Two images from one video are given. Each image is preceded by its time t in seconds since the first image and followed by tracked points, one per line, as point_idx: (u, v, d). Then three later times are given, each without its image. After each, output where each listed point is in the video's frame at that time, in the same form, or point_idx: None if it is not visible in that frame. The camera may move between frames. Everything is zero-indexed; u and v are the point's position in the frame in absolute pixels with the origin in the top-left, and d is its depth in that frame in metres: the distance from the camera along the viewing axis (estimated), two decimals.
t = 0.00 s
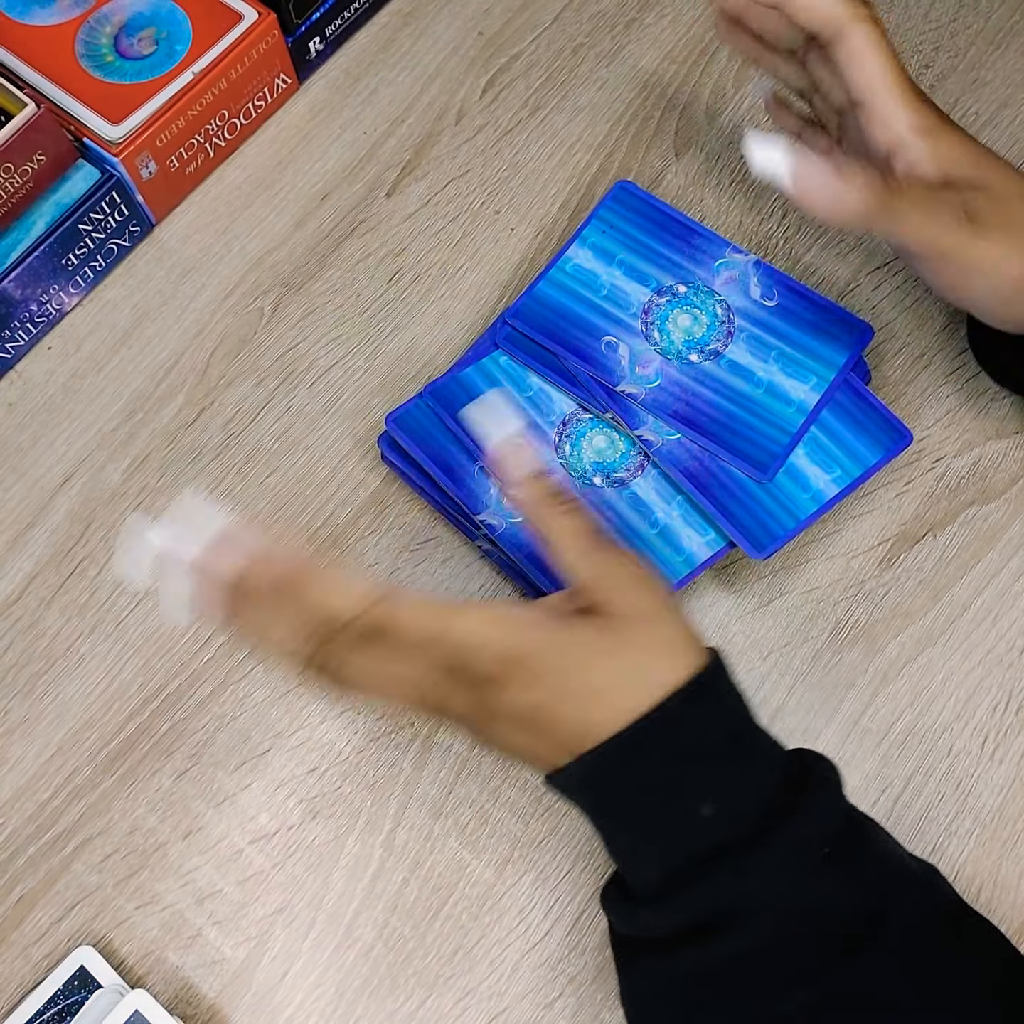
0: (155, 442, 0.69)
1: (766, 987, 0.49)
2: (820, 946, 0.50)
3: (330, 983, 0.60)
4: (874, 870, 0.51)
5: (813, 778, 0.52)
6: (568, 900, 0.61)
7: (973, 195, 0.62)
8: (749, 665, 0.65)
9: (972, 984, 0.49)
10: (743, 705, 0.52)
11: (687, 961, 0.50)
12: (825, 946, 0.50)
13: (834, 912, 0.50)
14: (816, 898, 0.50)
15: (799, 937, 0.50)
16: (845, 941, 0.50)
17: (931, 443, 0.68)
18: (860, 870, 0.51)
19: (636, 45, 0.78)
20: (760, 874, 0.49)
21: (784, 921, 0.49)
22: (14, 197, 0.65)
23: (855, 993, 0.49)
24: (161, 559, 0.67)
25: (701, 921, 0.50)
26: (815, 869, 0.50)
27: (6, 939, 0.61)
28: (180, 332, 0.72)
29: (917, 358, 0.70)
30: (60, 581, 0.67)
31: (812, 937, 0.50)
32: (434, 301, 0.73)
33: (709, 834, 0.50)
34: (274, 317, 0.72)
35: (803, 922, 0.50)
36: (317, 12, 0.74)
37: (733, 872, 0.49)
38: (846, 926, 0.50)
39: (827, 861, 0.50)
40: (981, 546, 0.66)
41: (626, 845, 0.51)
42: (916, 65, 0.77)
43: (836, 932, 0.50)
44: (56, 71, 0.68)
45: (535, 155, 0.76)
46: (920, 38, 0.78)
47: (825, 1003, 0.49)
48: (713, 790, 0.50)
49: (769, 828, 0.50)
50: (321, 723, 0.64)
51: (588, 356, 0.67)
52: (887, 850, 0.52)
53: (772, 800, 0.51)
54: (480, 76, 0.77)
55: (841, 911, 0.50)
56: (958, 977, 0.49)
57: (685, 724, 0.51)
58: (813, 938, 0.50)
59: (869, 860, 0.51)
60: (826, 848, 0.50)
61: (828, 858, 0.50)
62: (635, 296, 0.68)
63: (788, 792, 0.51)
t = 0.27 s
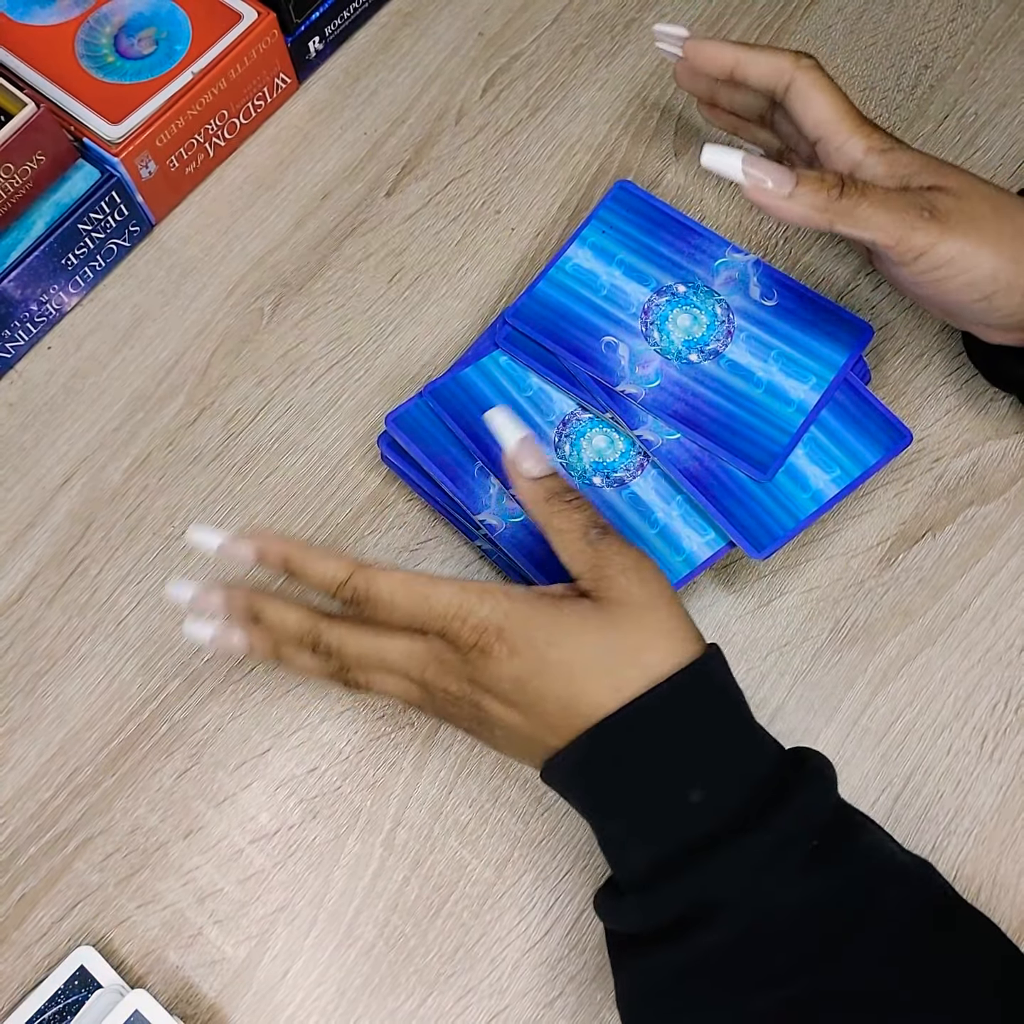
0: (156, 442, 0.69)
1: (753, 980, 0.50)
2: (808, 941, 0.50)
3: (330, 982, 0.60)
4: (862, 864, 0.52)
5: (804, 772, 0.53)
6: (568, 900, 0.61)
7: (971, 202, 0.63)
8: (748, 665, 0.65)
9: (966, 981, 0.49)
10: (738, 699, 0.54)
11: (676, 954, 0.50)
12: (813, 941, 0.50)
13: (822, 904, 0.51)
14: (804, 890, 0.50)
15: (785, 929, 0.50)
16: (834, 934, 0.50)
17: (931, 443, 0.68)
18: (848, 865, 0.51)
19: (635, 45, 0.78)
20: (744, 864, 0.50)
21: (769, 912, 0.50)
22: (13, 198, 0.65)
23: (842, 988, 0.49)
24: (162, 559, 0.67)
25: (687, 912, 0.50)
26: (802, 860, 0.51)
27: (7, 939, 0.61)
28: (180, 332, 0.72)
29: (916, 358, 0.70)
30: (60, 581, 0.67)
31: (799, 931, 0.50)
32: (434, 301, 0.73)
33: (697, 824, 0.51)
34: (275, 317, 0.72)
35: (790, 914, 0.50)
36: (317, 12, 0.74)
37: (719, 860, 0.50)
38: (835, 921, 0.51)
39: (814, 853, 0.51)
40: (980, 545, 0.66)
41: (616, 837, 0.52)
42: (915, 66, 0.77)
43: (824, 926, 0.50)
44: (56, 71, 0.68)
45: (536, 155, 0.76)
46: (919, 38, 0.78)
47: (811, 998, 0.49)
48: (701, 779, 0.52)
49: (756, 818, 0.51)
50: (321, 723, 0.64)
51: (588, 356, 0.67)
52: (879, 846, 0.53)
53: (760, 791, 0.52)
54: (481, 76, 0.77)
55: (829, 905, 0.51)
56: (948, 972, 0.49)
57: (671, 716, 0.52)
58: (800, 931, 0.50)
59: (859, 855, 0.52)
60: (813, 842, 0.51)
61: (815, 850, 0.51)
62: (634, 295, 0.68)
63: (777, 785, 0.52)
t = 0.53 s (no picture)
0: (155, 442, 0.69)
1: (768, 990, 0.49)
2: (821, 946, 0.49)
3: (330, 983, 0.60)
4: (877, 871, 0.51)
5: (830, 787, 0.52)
6: (568, 900, 0.61)
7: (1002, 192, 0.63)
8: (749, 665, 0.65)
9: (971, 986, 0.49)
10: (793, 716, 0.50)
11: (688, 955, 0.49)
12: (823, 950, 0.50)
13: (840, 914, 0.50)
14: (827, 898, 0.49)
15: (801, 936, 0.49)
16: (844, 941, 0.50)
17: (932, 443, 0.68)
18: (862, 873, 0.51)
19: (636, 45, 0.78)
20: (772, 875, 0.48)
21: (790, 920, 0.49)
22: (13, 197, 0.65)
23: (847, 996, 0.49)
24: (161, 559, 0.67)
25: (706, 917, 0.49)
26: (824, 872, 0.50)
27: (6, 939, 0.61)
28: (180, 332, 0.72)
29: (917, 358, 0.70)
30: (60, 581, 0.67)
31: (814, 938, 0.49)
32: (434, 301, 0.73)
33: (727, 838, 0.49)
34: (274, 317, 0.72)
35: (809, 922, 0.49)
36: (317, 12, 0.74)
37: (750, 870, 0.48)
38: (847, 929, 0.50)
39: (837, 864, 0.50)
40: (981, 546, 0.66)
41: (639, 833, 0.50)
42: (916, 65, 0.77)
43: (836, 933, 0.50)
44: (56, 71, 0.68)
45: (536, 155, 0.76)
46: (920, 38, 0.78)
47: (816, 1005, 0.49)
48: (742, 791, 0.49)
49: (787, 832, 0.50)
50: (321, 724, 0.64)
51: (588, 357, 0.67)
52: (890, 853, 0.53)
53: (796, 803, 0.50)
54: (481, 76, 0.77)
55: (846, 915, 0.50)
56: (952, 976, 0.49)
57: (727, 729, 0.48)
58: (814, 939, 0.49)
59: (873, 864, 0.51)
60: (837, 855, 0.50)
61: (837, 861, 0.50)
62: (635, 295, 0.68)
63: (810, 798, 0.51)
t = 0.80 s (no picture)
0: (156, 442, 0.69)
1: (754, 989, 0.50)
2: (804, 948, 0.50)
3: (330, 982, 0.60)
4: (857, 868, 0.52)
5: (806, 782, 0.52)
6: (568, 900, 0.61)
7: (976, 220, 0.63)
8: (748, 665, 0.65)
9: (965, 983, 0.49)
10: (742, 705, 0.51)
11: (674, 962, 0.50)
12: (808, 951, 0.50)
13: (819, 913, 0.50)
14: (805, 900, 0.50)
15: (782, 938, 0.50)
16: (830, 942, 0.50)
17: (931, 443, 0.68)
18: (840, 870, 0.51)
19: (636, 45, 0.78)
20: (747, 876, 0.49)
21: (769, 921, 0.50)
22: (13, 198, 0.65)
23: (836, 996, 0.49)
24: (162, 559, 0.67)
25: (690, 917, 0.50)
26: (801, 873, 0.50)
27: (7, 939, 0.61)
28: (180, 332, 0.72)
29: (916, 358, 0.70)
30: (60, 581, 0.67)
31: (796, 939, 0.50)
32: (434, 301, 0.73)
33: (701, 836, 0.50)
34: (274, 317, 0.72)
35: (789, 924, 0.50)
36: (317, 13, 0.74)
37: (722, 871, 0.49)
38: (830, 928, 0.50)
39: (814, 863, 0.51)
40: (980, 545, 0.66)
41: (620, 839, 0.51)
42: (915, 66, 0.77)
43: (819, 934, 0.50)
44: (56, 71, 0.68)
45: (536, 155, 0.76)
46: (919, 38, 0.78)
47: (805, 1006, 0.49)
48: (710, 787, 0.50)
49: (761, 828, 0.50)
50: (322, 723, 0.64)
51: (588, 357, 0.67)
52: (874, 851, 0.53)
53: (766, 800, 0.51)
54: (481, 76, 0.78)
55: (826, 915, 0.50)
56: (947, 973, 0.49)
57: (680, 732, 0.49)
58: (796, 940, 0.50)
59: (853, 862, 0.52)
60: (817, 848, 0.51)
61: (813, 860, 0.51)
62: (635, 296, 0.68)
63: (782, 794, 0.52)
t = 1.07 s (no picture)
0: (155, 442, 0.69)
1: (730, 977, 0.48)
2: (787, 936, 0.49)
3: (329, 982, 0.60)
4: (846, 860, 0.51)
5: (787, 770, 0.53)
6: (568, 900, 0.61)
7: (936, 236, 0.61)
8: (748, 664, 0.65)
9: (961, 981, 0.47)
10: (729, 693, 0.53)
11: (652, 946, 0.50)
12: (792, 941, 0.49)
13: (803, 900, 0.50)
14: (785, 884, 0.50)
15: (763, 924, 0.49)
16: (814, 932, 0.49)
17: (931, 442, 0.68)
18: (826, 860, 0.51)
19: (635, 45, 0.78)
20: (722, 853, 0.50)
21: (744, 902, 0.50)
22: (13, 198, 0.66)
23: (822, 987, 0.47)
24: (161, 559, 0.67)
25: (665, 897, 0.50)
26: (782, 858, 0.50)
27: (6, 939, 0.61)
28: (180, 332, 0.72)
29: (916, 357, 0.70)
30: (60, 580, 0.67)
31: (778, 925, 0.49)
32: (433, 301, 0.73)
33: (676, 812, 0.51)
34: (274, 317, 0.72)
35: (770, 908, 0.50)
36: (316, 12, 0.74)
37: (696, 848, 0.50)
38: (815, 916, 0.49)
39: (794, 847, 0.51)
40: (980, 545, 0.66)
41: (597, 817, 0.53)
42: (915, 65, 0.77)
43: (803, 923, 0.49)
44: (56, 71, 0.68)
45: (535, 155, 0.76)
46: (918, 37, 0.78)
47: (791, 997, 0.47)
48: (686, 765, 0.51)
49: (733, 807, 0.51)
50: (321, 723, 0.64)
51: (575, 359, 0.67)
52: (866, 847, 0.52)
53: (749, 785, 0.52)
54: (480, 76, 0.78)
55: (810, 902, 0.50)
56: (941, 969, 0.47)
57: (663, 707, 0.52)
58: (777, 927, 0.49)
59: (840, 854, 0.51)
60: (794, 839, 0.51)
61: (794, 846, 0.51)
62: (626, 298, 0.68)
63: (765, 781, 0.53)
